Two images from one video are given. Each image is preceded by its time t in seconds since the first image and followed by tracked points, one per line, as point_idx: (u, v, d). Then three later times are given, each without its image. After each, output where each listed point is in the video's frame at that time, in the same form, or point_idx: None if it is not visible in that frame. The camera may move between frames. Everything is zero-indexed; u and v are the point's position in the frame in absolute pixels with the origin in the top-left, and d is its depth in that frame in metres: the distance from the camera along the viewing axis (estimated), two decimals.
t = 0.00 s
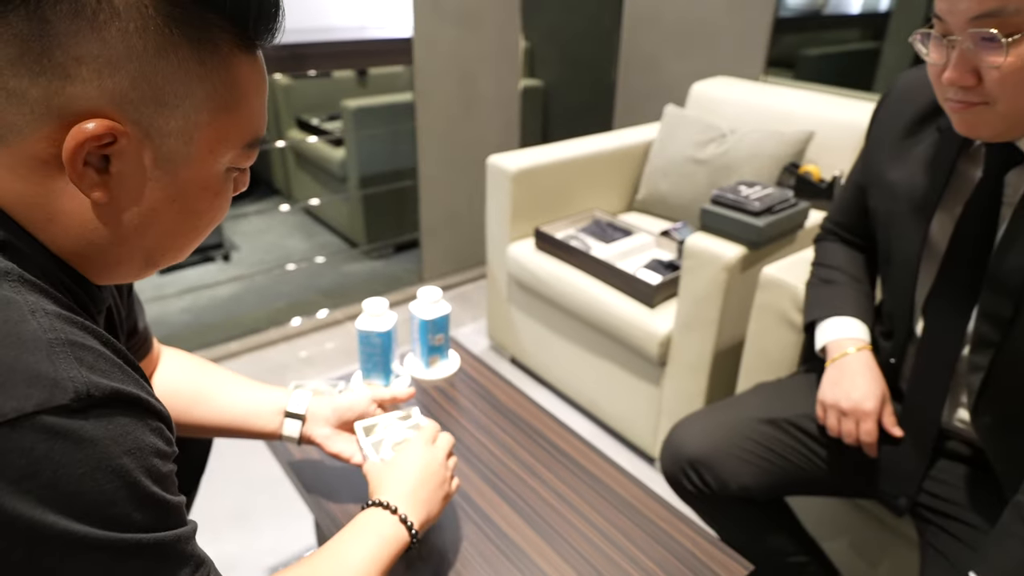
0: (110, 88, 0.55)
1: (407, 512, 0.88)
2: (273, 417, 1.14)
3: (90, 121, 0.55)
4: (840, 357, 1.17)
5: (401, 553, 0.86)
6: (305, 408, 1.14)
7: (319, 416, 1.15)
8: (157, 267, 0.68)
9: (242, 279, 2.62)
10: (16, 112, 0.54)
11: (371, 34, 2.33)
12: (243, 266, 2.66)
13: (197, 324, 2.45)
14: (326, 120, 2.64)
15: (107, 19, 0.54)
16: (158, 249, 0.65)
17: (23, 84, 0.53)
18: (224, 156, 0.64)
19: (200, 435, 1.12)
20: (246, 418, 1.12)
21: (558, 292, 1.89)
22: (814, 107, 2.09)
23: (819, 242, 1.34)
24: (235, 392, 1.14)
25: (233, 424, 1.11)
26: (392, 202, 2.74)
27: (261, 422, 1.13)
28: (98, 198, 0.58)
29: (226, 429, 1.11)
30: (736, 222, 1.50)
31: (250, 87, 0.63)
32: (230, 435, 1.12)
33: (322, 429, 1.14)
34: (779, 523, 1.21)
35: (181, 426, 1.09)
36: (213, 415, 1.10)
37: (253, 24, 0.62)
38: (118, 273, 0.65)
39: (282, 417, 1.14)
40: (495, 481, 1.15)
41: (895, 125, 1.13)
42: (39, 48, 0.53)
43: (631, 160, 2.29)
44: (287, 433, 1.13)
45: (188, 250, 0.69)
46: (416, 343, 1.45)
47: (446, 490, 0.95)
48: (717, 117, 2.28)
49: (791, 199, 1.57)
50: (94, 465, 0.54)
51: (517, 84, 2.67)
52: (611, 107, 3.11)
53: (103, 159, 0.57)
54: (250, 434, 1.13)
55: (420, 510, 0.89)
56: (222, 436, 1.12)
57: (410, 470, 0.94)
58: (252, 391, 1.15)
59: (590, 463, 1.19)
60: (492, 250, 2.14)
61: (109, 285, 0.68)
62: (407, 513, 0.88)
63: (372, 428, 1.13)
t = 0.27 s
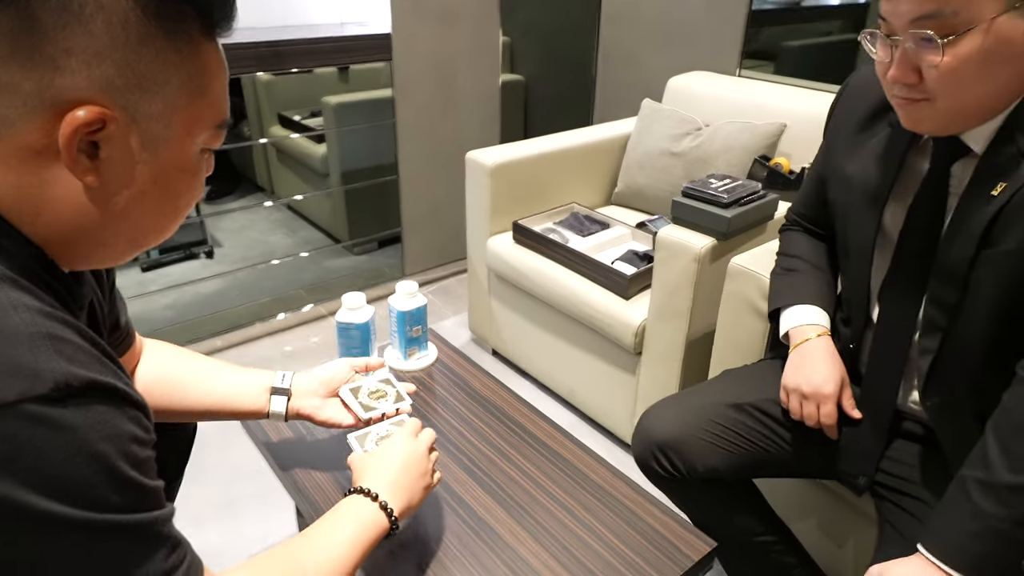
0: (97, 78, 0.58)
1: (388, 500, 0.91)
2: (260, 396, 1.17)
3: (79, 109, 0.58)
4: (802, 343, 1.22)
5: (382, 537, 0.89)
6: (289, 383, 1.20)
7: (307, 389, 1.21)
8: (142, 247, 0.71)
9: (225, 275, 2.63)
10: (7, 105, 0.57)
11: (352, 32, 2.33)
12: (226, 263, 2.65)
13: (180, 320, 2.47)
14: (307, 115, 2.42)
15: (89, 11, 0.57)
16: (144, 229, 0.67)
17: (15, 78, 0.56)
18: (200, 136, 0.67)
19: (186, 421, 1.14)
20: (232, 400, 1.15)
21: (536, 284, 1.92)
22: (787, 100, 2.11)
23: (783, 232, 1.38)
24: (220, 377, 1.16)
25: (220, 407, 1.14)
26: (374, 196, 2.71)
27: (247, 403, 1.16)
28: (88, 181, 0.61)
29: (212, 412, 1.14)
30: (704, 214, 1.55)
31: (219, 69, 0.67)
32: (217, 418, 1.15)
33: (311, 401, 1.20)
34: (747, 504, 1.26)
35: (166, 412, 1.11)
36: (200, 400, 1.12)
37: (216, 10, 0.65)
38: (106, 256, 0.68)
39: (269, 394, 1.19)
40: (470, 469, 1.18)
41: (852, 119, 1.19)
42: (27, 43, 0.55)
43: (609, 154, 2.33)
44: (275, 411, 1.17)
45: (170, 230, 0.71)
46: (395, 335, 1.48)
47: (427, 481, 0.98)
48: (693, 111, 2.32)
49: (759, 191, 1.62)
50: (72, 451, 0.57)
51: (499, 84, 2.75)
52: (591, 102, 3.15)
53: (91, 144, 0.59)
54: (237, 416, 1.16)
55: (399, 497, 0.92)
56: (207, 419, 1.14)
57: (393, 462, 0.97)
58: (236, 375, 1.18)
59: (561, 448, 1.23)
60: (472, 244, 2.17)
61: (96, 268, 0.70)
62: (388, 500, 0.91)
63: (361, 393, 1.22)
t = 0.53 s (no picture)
0: (89, 70, 0.59)
1: (366, 492, 0.95)
2: (247, 376, 1.22)
3: (74, 98, 0.59)
4: (771, 334, 1.26)
5: (360, 529, 0.92)
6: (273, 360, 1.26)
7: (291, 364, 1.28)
8: (127, 240, 0.71)
9: (212, 275, 2.63)
10: (2, 98, 0.57)
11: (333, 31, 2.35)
12: (214, 262, 2.62)
13: (167, 320, 2.49)
14: (293, 113, 2.43)
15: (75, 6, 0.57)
16: (133, 218, 0.68)
17: (10, 71, 0.56)
18: (180, 125, 0.68)
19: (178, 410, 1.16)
20: (222, 382, 1.19)
21: (519, 280, 1.96)
22: (763, 96, 2.14)
23: (755, 227, 1.42)
24: (205, 364, 1.20)
25: (210, 391, 1.18)
26: (360, 195, 2.74)
27: (236, 383, 1.20)
28: (83, 169, 0.62)
29: (203, 397, 1.17)
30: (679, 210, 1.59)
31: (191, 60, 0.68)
32: (208, 403, 1.19)
33: (297, 370, 1.26)
34: (722, 492, 1.29)
35: (158, 404, 1.13)
36: (189, 388, 1.15)
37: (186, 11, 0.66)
38: (96, 249, 0.68)
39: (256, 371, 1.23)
40: (451, 459, 1.22)
41: (818, 116, 1.24)
42: (21, 38, 0.55)
43: (591, 150, 2.36)
44: (265, 386, 1.22)
45: (154, 221, 0.72)
46: (377, 332, 1.51)
47: (406, 478, 1.01)
48: (671, 108, 2.35)
49: (733, 187, 1.66)
50: (62, 441, 0.60)
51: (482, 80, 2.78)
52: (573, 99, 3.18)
53: (83, 134, 0.60)
54: (228, 398, 1.20)
55: (378, 490, 0.96)
56: (198, 406, 1.17)
57: (373, 458, 1.00)
58: (220, 360, 1.22)
59: (541, 441, 1.26)
60: (456, 241, 2.20)
61: (81, 263, 0.70)
62: (366, 492, 0.95)
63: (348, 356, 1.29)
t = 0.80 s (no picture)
0: (94, 83, 0.62)
1: (357, 496, 0.98)
2: (243, 371, 1.24)
3: (82, 107, 0.62)
4: (751, 336, 1.30)
5: (351, 532, 0.95)
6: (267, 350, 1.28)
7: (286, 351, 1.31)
8: (122, 245, 0.74)
9: (206, 282, 2.65)
10: (13, 114, 0.60)
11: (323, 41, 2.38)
12: (207, 269, 2.63)
13: (161, 327, 2.52)
14: (283, 121, 2.43)
15: (77, 26, 0.61)
16: (132, 221, 0.71)
17: (24, 86, 0.59)
18: (171, 133, 0.72)
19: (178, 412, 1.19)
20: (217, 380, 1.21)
21: (508, 285, 1.99)
22: (746, 101, 2.18)
23: (736, 232, 1.46)
24: (200, 365, 1.22)
25: (207, 390, 1.20)
26: (352, 202, 2.75)
27: (231, 379, 1.23)
28: (90, 174, 0.64)
29: (201, 396, 1.20)
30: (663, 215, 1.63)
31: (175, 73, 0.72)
32: (207, 402, 1.21)
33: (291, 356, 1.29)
34: (707, 490, 1.33)
35: (158, 409, 1.16)
36: (186, 388, 1.18)
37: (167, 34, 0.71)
38: (98, 252, 0.71)
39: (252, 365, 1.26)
40: (442, 461, 1.25)
41: (792, 126, 1.28)
42: (32, 55, 0.59)
43: (579, 156, 2.40)
44: (262, 378, 1.24)
45: (147, 226, 0.75)
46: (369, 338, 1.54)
47: (395, 482, 1.04)
48: (656, 114, 2.39)
49: (715, 192, 1.70)
50: (63, 446, 0.63)
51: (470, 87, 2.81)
52: (561, 105, 3.22)
53: (89, 141, 0.63)
54: (226, 395, 1.23)
55: (368, 494, 0.99)
56: (198, 406, 1.20)
57: (363, 463, 1.03)
58: (215, 360, 1.25)
59: (531, 443, 1.30)
60: (447, 247, 2.24)
61: (80, 269, 0.72)
62: (357, 496, 0.98)
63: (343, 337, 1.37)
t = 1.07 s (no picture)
0: (81, 102, 0.63)
1: (349, 509, 0.98)
2: (236, 389, 1.25)
3: (71, 125, 0.63)
4: (741, 345, 1.32)
5: (343, 545, 0.96)
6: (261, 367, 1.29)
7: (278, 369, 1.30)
8: (114, 260, 0.75)
9: (199, 299, 2.64)
10: (6, 131, 0.61)
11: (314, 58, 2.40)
12: (200, 286, 2.64)
13: (154, 345, 2.52)
14: (276, 138, 2.45)
15: (62, 48, 0.62)
16: (122, 236, 0.72)
17: (16, 106, 0.61)
18: (159, 149, 0.73)
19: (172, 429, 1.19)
20: (212, 396, 1.22)
21: (501, 297, 2.00)
22: (733, 113, 2.21)
23: (725, 242, 1.48)
24: (194, 382, 1.22)
25: (203, 406, 1.20)
26: (345, 217, 2.78)
27: (226, 395, 1.23)
28: (79, 191, 0.65)
29: (196, 412, 1.20)
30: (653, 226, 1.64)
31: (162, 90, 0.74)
32: (201, 418, 1.22)
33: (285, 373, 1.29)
34: (700, 498, 1.33)
35: (153, 425, 1.16)
36: (180, 406, 1.18)
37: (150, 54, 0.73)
38: (89, 268, 0.72)
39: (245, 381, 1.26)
40: (436, 474, 1.25)
41: (777, 138, 1.31)
42: (22, 73, 0.60)
43: (569, 169, 2.42)
44: (255, 396, 1.25)
45: (138, 241, 0.76)
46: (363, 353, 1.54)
47: (386, 496, 1.05)
48: (645, 126, 2.42)
49: (704, 203, 1.73)
50: (60, 459, 0.63)
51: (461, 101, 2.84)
52: (550, 119, 3.26)
53: (78, 159, 0.64)
54: (220, 411, 1.23)
55: (359, 507, 1.00)
56: (193, 422, 1.20)
57: (353, 477, 1.04)
58: (208, 377, 1.25)
59: (525, 454, 1.30)
60: (440, 260, 2.25)
61: (72, 284, 0.73)
62: (349, 509, 0.98)
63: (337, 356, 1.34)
